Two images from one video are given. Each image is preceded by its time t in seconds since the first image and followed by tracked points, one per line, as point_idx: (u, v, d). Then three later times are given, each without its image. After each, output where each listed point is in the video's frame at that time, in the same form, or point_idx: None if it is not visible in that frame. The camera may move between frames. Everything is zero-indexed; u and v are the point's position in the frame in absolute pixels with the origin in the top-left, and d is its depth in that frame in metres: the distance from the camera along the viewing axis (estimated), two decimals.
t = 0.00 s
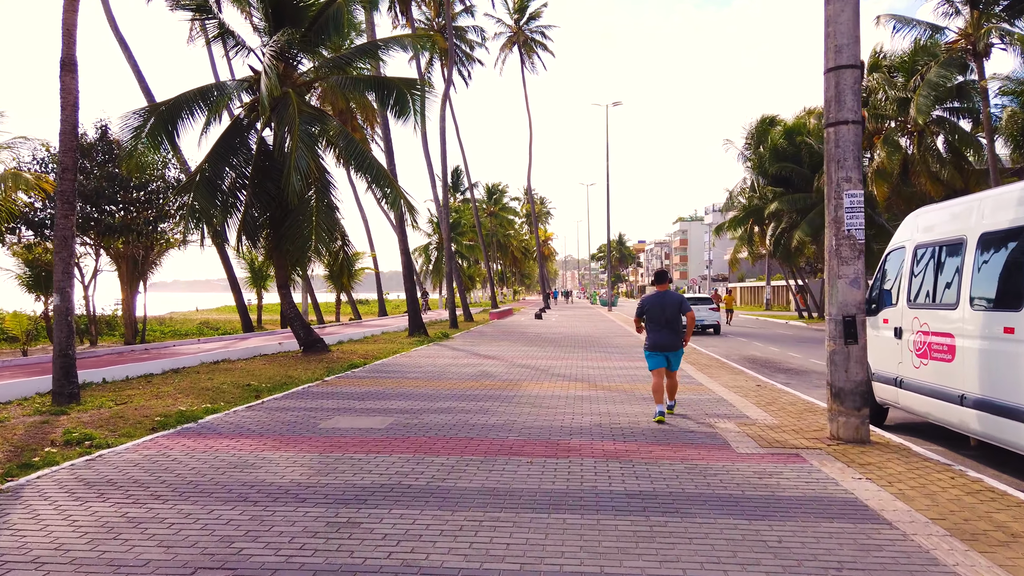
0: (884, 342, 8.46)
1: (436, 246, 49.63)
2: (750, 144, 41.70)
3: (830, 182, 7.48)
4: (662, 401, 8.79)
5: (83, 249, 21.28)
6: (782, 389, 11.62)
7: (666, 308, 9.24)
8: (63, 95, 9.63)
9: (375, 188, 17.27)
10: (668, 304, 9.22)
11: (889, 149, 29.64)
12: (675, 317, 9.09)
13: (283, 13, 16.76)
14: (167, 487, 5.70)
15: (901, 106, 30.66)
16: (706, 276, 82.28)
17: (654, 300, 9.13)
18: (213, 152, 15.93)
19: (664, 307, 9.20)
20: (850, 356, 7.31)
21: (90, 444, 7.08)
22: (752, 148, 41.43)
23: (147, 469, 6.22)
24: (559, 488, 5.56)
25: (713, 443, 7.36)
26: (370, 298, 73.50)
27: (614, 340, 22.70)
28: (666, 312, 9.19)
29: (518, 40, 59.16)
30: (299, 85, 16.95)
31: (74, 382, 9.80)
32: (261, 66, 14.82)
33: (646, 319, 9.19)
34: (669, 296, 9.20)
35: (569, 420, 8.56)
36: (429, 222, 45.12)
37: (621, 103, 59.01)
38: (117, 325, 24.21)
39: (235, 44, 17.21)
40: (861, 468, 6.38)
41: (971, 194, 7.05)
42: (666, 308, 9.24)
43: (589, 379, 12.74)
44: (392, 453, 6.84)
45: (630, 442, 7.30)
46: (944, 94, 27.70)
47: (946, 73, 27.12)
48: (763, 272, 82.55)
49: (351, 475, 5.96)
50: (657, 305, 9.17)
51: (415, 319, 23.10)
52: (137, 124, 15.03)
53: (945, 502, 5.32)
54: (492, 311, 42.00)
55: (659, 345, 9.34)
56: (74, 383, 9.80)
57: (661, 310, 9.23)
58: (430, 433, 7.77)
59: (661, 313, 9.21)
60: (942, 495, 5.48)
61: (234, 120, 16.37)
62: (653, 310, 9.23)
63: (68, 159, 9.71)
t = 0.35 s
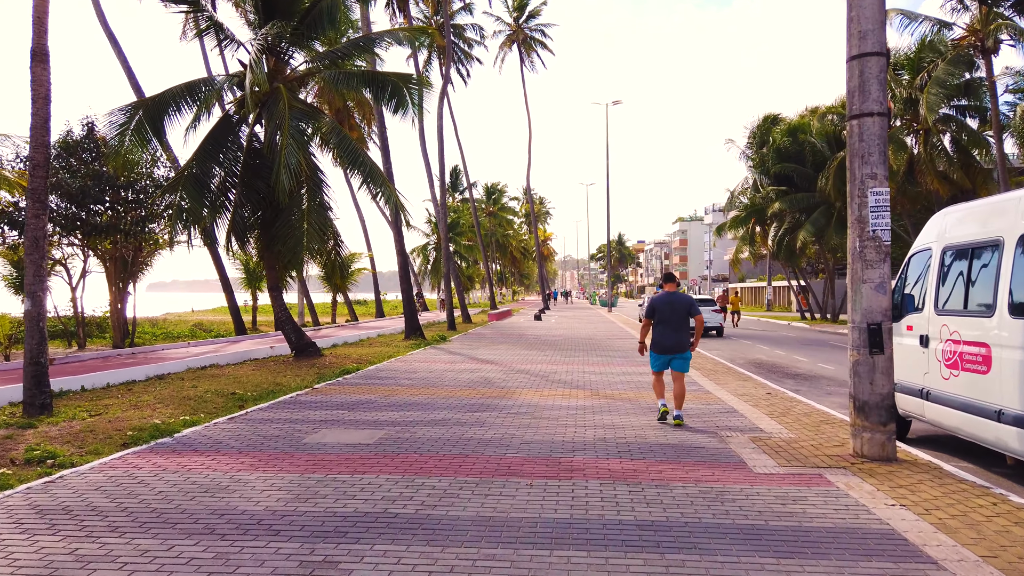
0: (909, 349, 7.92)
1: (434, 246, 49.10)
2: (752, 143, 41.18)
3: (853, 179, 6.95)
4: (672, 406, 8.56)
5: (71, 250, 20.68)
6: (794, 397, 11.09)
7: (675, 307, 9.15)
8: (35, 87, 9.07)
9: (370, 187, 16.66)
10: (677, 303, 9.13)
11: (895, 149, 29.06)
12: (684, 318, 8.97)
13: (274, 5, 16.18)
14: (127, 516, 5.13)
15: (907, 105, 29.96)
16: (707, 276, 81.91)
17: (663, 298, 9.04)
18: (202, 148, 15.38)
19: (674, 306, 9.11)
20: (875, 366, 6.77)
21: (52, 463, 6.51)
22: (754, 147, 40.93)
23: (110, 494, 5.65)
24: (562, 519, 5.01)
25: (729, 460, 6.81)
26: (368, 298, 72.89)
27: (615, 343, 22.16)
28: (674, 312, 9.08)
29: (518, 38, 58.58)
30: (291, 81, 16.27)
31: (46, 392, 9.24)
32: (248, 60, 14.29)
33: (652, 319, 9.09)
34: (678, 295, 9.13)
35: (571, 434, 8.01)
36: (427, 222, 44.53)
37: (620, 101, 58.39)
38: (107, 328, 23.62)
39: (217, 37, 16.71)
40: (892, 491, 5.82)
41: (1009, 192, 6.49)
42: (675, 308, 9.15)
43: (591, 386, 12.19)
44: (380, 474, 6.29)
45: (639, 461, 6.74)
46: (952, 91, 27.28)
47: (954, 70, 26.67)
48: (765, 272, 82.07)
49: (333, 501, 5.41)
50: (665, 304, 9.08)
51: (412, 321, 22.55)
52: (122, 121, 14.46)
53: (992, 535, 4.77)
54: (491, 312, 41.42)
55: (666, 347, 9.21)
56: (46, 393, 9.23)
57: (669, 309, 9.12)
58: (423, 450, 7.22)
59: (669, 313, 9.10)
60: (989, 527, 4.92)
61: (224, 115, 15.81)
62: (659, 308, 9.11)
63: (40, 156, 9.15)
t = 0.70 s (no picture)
0: (936, 348, 7.35)
1: (433, 245, 48.51)
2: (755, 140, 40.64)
3: (878, 162, 6.38)
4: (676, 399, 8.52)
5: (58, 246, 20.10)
6: (806, 399, 10.53)
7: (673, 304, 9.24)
8: None
9: (363, 180, 16.09)
10: (674, 299, 9.22)
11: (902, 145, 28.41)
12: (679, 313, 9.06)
13: None
14: (70, 535, 4.56)
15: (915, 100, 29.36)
16: (708, 276, 81.23)
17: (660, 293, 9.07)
18: (189, 138, 14.88)
19: (672, 301, 9.17)
20: (902, 367, 6.20)
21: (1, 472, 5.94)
22: (758, 145, 40.36)
23: (58, 508, 5.09)
24: (560, 539, 4.44)
25: (743, 470, 6.23)
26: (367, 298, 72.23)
27: (617, 343, 21.60)
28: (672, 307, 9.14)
29: (518, 35, 57.96)
30: (282, 71, 15.72)
31: (11, 393, 8.67)
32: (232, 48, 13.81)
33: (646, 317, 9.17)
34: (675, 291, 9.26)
35: (571, 439, 7.43)
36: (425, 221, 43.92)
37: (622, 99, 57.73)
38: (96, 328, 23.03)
39: (207, 23, 16.17)
40: (927, 505, 5.24)
41: None
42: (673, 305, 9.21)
43: (593, 387, 11.62)
44: (361, 485, 5.71)
45: (645, 469, 6.17)
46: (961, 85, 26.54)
47: (963, 64, 25.97)
48: (767, 272, 81.37)
49: (304, 519, 4.84)
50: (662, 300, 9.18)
51: (409, 321, 21.97)
52: (105, 111, 13.88)
53: None
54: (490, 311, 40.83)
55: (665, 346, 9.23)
56: (11, 395, 8.66)
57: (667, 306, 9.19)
58: (410, 457, 6.66)
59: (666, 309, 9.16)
60: None
61: (210, 105, 15.26)
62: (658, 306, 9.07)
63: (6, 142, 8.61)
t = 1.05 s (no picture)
0: (964, 352, 6.83)
1: (432, 244, 48.00)
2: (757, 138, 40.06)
3: (904, 151, 5.85)
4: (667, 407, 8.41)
5: (44, 247, 19.57)
6: (819, 405, 10.00)
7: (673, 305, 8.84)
8: None
9: (355, 176, 15.56)
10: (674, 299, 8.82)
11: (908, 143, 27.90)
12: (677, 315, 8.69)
13: None
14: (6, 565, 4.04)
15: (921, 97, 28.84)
16: (709, 276, 80.63)
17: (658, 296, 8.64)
18: (173, 131, 14.43)
19: (672, 303, 8.75)
20: (931, 373, 5.68)
21: None
22: (760, 143, 39.85)
23: None
24: (556, 573, 3.91)
25: (758, 485, 5.71)
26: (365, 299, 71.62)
27: (618, 344, 21.05)
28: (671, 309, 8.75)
29: (518, 33, 57.43)
30: (271, 64, 15.15)
31: None
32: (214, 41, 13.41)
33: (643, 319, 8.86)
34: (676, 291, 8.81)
35: (571, 450, 6.91)
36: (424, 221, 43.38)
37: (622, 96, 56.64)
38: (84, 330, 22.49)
39: (197, 15, 15.65)
40: (964, 527, 4.72)
41: None
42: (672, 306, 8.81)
43: (594, 392, 11.10)
44: (338, 505, 5.18)
45: (651, 486, 5.65)
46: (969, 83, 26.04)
47: (971, 59, 25.44)
48: (768, 272, 80.79)
49: (269, 547, 4.31)
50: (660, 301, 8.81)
51: (405, 322, 21.46)
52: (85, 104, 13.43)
53: None
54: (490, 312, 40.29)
55: (665, 347, 8.93)
56: None
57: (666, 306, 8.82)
58: (396, 472, 6.13)
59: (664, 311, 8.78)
60: None
61: (194, 101, 14.75)
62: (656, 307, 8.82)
63: None
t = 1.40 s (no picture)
0: (999, 363, 6.29)
1: (430, 244, 47.38)
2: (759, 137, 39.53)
3: (938, 143, 5.32)
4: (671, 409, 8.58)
5: (28, 247, 18.98)
6: (832, 414, 9.48)
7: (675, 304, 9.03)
8: None
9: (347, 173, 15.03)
10: (676, 299, 9.01)
11: (914, 141, 27.34)
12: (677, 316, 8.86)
13: None
14: None
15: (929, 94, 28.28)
16: (709, 277, 80.05)
17: (660, 296, 8.77)
18: (157, 127, 13.87)
19: (674, 302, 9.02)
20: (969, 387, 5.15)
21: None
22: (761, 142, 39.32)
23: None
24: None
25: (778, 513, 5.16)
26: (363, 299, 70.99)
27: (618, 347, 20.52)
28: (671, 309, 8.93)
29: (517, 31, 56.83)
30: (260, 58, 14.63)
31: None
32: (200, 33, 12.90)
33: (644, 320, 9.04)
34: (678, 291, 9.02)
35: (570, 469, 6.38)
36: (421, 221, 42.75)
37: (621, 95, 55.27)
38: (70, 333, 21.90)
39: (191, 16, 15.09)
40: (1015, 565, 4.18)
41: None
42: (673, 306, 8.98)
43: (594, 400, 10.55)
44: (311, 538, 4.63)
45: (660, 513, 5.11)
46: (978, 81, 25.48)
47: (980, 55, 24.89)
48: (768, 272, 80.20)
49: None
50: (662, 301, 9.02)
51: (399, 324, 20.92)
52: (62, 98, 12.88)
53: None
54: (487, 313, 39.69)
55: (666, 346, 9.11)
56: None
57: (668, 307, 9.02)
58: (379, 495, 5.60)
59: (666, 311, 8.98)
60: None
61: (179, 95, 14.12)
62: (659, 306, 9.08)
63: None
